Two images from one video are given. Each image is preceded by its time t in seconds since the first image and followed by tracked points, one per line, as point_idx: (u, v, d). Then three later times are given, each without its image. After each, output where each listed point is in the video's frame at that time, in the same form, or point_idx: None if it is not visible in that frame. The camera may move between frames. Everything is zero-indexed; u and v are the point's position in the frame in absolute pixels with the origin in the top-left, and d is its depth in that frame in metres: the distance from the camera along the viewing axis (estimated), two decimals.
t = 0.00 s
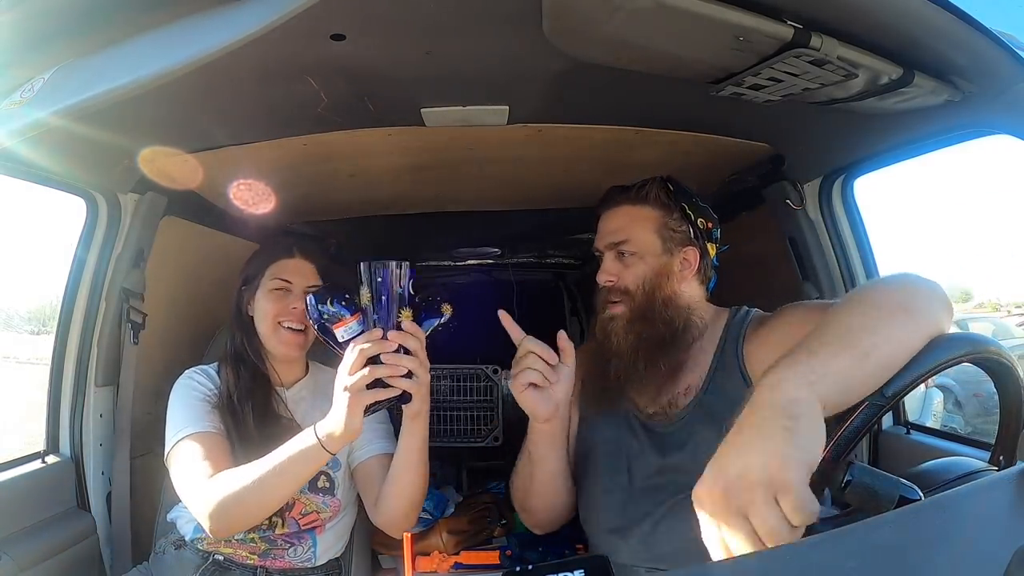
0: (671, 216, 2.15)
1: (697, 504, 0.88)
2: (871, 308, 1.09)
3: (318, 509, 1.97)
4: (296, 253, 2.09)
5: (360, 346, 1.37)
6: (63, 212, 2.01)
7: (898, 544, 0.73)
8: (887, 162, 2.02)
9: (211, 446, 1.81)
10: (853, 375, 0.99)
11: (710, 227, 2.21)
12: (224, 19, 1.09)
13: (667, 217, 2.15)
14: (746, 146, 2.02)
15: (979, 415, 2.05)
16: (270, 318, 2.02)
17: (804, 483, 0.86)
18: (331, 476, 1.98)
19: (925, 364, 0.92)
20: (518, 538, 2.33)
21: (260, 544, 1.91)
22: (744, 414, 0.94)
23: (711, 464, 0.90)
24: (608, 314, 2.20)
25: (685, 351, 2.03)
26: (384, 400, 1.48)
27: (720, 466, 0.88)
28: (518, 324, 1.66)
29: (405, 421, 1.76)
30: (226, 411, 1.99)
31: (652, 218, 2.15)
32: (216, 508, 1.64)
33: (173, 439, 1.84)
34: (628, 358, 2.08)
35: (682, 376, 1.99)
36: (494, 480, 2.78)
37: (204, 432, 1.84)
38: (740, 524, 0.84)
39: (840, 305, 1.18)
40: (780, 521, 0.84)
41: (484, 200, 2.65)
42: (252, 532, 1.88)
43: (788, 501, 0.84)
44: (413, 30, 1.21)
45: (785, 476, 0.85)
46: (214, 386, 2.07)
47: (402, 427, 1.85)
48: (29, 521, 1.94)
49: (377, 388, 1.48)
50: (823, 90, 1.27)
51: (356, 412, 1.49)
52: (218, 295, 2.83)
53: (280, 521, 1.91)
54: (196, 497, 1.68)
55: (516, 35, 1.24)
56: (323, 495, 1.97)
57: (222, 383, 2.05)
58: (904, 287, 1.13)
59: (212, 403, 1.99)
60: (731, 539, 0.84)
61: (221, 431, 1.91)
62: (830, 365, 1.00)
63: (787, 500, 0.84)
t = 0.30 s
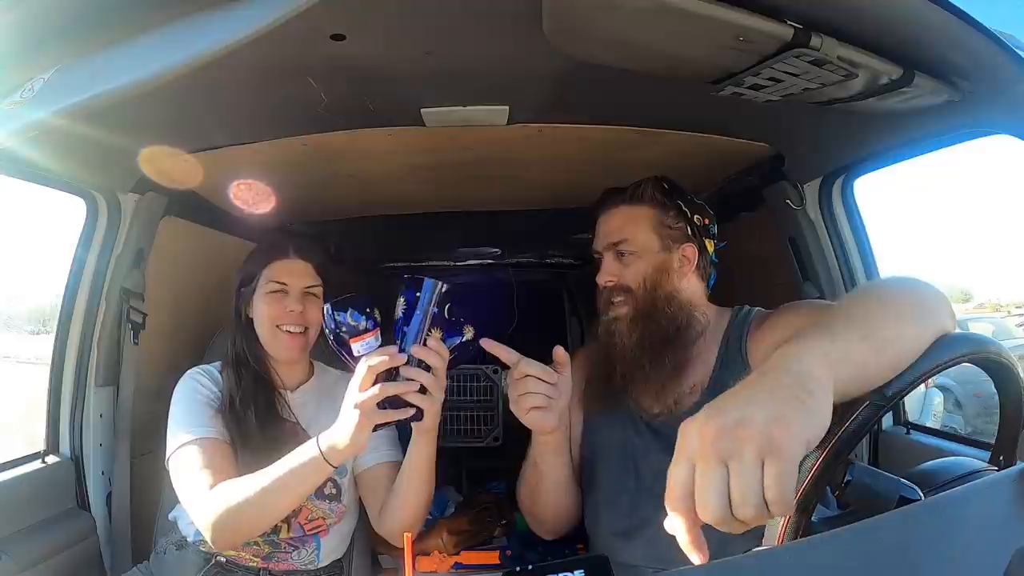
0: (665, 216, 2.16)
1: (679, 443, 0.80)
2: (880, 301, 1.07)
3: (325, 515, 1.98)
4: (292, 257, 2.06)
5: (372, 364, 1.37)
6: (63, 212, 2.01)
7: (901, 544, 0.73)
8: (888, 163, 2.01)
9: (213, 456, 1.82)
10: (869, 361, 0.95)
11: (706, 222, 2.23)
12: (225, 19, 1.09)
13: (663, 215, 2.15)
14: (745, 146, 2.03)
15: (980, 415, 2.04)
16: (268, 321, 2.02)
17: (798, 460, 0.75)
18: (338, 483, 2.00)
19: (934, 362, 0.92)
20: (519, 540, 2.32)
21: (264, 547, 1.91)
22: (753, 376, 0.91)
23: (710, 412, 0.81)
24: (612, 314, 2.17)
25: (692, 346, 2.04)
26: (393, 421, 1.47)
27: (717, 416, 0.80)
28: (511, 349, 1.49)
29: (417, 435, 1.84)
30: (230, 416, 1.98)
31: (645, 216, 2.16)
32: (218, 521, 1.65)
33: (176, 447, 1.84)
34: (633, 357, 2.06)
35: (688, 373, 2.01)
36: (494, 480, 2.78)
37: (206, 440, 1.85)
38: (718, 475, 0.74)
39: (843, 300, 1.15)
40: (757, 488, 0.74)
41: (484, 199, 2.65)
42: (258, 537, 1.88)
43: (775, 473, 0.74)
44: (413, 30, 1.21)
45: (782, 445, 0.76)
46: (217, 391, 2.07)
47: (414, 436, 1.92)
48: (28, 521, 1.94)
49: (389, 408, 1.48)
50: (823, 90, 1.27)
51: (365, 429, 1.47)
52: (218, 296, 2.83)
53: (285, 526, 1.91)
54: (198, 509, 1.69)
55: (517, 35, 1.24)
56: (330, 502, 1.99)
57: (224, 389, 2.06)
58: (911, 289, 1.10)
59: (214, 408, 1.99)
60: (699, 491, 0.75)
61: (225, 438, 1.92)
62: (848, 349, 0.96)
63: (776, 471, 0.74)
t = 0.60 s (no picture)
0: (670, 218, 2.15)
1: (671, 445, 0.80)
2: (886, 301, 1.07)
3: (327, 516, 1.99)
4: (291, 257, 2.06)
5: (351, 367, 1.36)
6: (62, 213, 2.01)
7: (900, 544, 0.73)
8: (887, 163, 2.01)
9: (212, 460, 1.82)
10: (859, 359, 0.97)
11: (708, 223, 2.22)
12: (226, 19, 1.10)
13: (667, 218, 2.15)
14: (745, 146, 2.03)
15: (980, 415, 2.04)
16: (269, 325, 1.99)
17: (789, 454, 0.75)
18: (342, 484, 2.02)
19: (935, 363, 0.90)
20: (519, 539, 2.33)
21: (266, 548, 1.91)
22: (746, 371, 0.91)
23: (700, 411, 0.81)
24: (614, 316, 2.19)
25: (694, 348, 2.03)
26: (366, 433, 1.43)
27: (706, 415, 0.80)
28: (514, 355, 1.52)
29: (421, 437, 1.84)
30: (229, 417, 1.99)
31: (647, 219, 2.16)
32: (213, 529, 1.67)
33: (174, 452, 1.85)
34: (634, 360, 2.07)
35: (691, 374, 2.02)
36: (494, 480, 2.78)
37: (202, 444, 1.85)
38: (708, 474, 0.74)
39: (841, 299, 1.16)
40: (751, 485, 0.73)
41: (484, 199, 2.65)
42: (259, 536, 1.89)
43: (766, 468, 0.73)
44: (413, 30, 1.21)
45: (771, 440, 0.76)
46: (215, 393, 2.07)
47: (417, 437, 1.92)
48: (28, 521, 1.94)
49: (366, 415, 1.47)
50: (823, 90, 1.27)
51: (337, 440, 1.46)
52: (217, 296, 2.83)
53: (286, 525, 1.93)
54: (195, 516, 1.71)
55: (517, 35, 1.24)
56: (333, 503, 2.00)
57: (225, 394, 2.05)
58: (914, 293, 1.10)
59: (213, 411, 1.99)
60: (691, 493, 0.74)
61: (224, 442, 1.93)
62: (841, 345, 0.97)
63: (766, 465, 0.73)
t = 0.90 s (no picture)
0: (672, 218, 2.15)
1: (674, 440, 0.79)
2: (887, 301, 1.07)
3: (326, 516, 1.99)
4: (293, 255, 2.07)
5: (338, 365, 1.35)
6: (62, 213, 2.01)
7: (900, 544, 0.73)
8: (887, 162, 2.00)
9: (208, 458, 1.83)
10: (860, 357, 0.97)
11: (712, 223, 2.21)
12: (228, 21, 1.11)
13: (669, 219, 2.15)
14: (745, 146, 2.03)
15: (980, 415, 2.04)
16: (268, 326, 2.00)
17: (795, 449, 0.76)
18: (341, 484, 2.02)
19: (934, 363, 0.91)
20: (518, 539, 2.33)
21: (265, 547, 1.92)
22: (748, 367, 0.91)
23: (703, 406, 0.81)
24: (615, 315, 2.19)
25: (694, 348, 2.03)
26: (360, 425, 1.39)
27: (711, 410, 0.80)
28: (515, 354, 1.51)
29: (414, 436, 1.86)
30: (227, 419, 1.99)
31: (654, 217, 2.16)
32: (208, 525, 1.67)
33: (170, 451, 1.85)
34: (634, 359, 2.07)
35: (691, 375, 2.02)
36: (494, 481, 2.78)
37: (200, 443, 1.85)
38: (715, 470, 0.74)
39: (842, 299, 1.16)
40: (757, 480, 0.74)
41: (483, 198, 2.65)
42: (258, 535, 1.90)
43: (773, 463, 0.74)
44: (413, 30, 1.21)
45: (778, 435, 0.76)
46: (214, 393, 2.08)
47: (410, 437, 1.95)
48: (28, 521, 1.94)
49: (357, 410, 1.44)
50: (823, 90, 1.27)
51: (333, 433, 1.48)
52: (217, 295, 2.83)
53: (284, 525, 1.93)
54: (191, 515, 1.70)
55: (517, 35, 1.24)
56: (332, 503, 2.00)
57: (224, 395, 2.04)
58: (915, 294, 1.09)
59: (211, 411, 2.00)
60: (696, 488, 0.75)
61: (223, 442, 1.93)
62: (841, 343, 0.97)
63: (773, 461, 0.74)
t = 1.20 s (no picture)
0: (670, 219, 2.15)
1: (688, 443, 0.79)
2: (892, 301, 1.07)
3: (325, 514, 1.99)
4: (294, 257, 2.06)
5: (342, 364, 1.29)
6: (62, 213, 2.01)
7: (900, 544, 0.73)
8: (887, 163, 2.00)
9: (206, 455, 1.83)
10: (870, 356, 0.96)
11: (709, 224, 2.21)
12: (226, 20, 1.12)
13: (667, 219, 2.15)
14: (745, 146, 2.03)
15: (980, 415, 2.04)
16: (267, 326, 1.99)
17: (816, 451, 0.74)
18: (339, 483, 2.03)
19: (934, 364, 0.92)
20: (518, 539, 2.33)
21: (264, 547, 1.92)
22: (758, 367, 0.91)
23: (718, 409, 0.80)
24: (614, 316, 2.19)
25: (694, 348, 2.03)
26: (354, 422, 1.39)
27: (727, 411, 0.80)
28: (511, 354, 1.51)
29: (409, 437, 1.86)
30: (220, 416, 2.00)
31: (649, 219, 2.16)
32: (203, 521, 1.67)
33: (168, 449, 1.85)
34: (634, 361, 2.07)
35: (691, 375, 2.00)
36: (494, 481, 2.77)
37: (199, 441, 1.85)
38: (732, 472, 0.73)
39: (844, 298, 1.16)
40: (775, 482, 0.72)
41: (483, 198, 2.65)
42: (256, 534, 1.90)
43: (792, 465, 0.72)
44: (414, 30, 1.21)
45: (796, 435, 0.75)
46: (213, 393, 2.08)
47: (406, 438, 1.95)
48: (27, 521, 1.94)
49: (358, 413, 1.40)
50: (823, 90, 1.27)
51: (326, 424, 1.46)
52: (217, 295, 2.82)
53: (283, 524, 1.93)
54: (188, 513, 1.70)
55: (517, 35, 1.24)
56: (331, 501, 2.01)
57: (221, 393, 2.05)
58: (917, 295, 1.09)
59: (209, 410, 2.00)
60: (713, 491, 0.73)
61: (219, 440, 1.92)
62: (848, 341, 0.96)
63: (792, 463, 0.72)
